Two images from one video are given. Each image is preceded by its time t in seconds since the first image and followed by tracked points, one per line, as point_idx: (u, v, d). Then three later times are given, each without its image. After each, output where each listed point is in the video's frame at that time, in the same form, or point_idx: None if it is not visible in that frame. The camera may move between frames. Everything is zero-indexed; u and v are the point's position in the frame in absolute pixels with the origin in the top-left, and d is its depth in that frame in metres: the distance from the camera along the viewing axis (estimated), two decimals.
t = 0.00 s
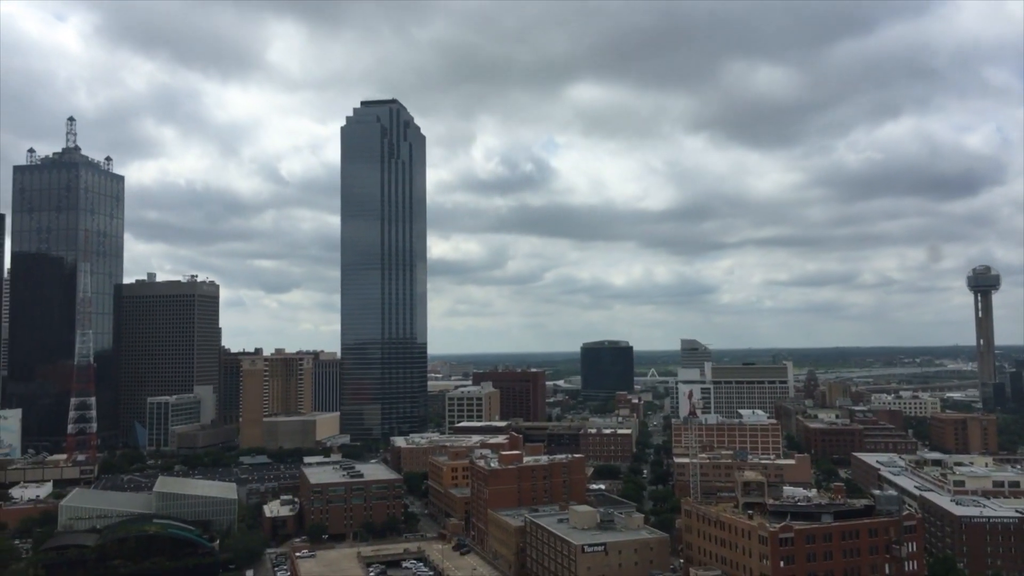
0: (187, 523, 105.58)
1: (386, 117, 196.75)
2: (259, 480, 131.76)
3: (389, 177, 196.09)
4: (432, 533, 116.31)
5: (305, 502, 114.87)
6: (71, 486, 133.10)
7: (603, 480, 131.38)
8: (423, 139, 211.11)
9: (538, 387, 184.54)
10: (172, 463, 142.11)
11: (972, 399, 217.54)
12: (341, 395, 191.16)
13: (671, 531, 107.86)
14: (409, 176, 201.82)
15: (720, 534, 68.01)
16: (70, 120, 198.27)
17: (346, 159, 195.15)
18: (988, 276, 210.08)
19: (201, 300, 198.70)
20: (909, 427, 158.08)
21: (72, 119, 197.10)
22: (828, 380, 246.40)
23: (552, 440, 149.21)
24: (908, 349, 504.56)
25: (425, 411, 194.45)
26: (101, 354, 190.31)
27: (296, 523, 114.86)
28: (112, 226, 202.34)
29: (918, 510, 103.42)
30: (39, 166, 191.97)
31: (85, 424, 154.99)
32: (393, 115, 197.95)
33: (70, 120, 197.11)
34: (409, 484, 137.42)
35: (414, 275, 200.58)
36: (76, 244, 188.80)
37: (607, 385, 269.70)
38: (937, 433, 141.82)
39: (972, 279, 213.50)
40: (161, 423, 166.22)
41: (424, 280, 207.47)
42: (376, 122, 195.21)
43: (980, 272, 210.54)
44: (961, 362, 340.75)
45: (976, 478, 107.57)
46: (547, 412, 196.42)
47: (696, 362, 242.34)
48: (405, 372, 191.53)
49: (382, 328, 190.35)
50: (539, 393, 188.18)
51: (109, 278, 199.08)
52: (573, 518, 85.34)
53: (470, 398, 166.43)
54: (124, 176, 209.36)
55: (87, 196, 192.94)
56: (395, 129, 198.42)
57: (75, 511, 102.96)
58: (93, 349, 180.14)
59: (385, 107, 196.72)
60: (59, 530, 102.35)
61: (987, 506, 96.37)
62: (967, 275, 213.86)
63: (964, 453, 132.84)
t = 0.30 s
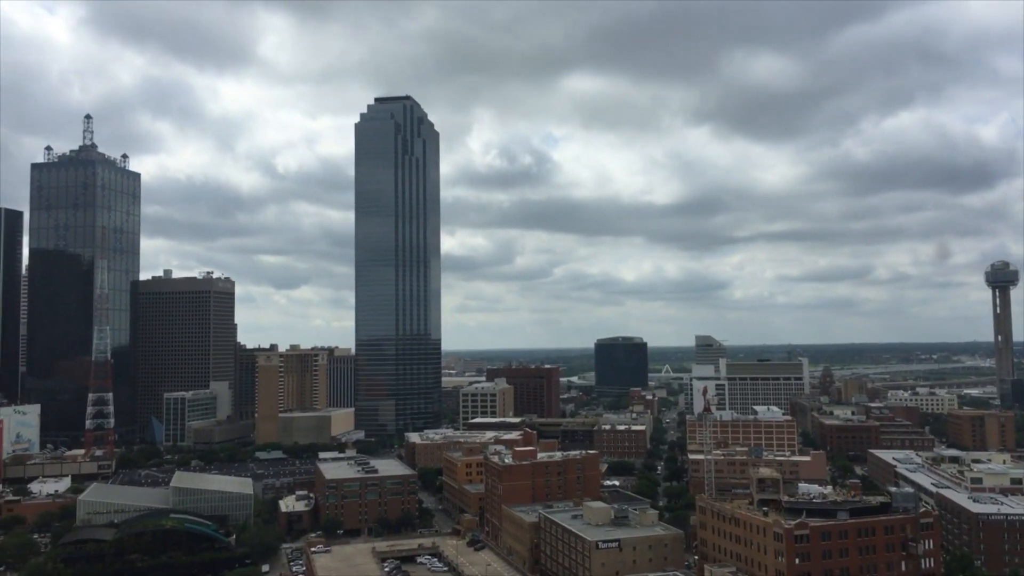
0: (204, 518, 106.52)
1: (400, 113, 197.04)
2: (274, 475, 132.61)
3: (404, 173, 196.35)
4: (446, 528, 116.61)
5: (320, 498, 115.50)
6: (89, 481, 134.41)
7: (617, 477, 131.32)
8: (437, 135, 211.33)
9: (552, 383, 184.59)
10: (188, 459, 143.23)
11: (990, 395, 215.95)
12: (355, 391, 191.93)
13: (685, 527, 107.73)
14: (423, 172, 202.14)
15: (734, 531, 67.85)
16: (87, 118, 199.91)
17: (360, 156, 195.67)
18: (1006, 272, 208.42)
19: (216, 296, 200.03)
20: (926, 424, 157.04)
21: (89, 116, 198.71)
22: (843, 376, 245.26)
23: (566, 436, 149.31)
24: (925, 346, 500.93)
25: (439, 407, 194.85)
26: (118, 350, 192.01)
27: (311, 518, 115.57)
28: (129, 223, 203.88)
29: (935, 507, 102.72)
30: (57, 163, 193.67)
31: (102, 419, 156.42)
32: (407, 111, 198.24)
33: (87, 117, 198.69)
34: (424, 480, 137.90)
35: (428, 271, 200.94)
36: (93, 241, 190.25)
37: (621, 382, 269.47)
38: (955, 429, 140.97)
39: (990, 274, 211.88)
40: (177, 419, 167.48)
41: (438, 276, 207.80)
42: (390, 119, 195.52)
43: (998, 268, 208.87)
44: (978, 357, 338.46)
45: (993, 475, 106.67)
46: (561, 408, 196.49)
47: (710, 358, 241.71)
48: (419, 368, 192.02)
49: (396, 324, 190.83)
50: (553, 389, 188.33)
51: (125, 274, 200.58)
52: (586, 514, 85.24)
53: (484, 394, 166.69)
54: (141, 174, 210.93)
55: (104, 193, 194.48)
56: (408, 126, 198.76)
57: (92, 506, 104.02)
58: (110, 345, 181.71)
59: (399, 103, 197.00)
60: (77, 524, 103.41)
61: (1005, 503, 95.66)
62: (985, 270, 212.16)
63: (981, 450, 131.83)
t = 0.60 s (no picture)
0: (220, 512, 107.31)
1: (414, 110, 197.52)
2: (290, 471, 133.38)
3: (418, 170, 196.84)
4: (461, 524, 116.88)
5: (336, 493, 116.11)
6: (108, 476, 135.74)
7: (632, 473, 131.17)
8: (451, 132, 211.68)
9: (567, 380, 184.46)
10: (205, 454, 144.35)
11: (1009, 392, 214.00)
12: (370, 387, 192.69)
13: (701, 524, 107.48)
14: (438, 169, 202.54)
15: (750, 528, 67.64)
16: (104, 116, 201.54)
17: (374, 153, 196.27)
18: None
19: (233, 293, 201.34)
20: (943, 421, 155.87)
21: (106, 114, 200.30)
22: (860, 373, 243.84)
23: (580, 432, 149.33)
24: (943, 342, 496.82)
25: (454, 403, 195.33)
26: (136, 346, 193.68)
27: (327, 514, 116.21)
28: (146, 220, 205.32)
29: (952, 505, 101.93)
30: (75, 161, 195.32)
31: (121, 415, 157.91)
32: (421, 108, 198.69)
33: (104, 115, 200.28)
34: (438, 476, 138.29)
35: (442, 268, 201.38)
36: (111, 238, 191.79)
37: (636, 378, 269.21)
38: (972, 427, 139.88)
39: (1009, 270, 209.89)
40: (195, 415, 168.74)
41: (452, 273, 208.19)
42: (405, 116, 195.97)
43: (1017, 264, 206.86)
44: (997, 354, 335.54)
45: (1012, 473, 105.72)
46: (575, 405, 196.48)
47: (725, 355, 241.01)
48: (434, 365, 192.50)
49: (411, 321, 191.35)
50: (567, 386, 188.28)
51: (143, 271, 202.17)
52: (601, 511, 85.23)
53: (499, 391, 166.96)
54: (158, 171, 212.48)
55: (122, 191, 195.98)
56: (422, 123, 199.18)
57: (110, 501, 104.98)
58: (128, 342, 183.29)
59: (414, 100, 197.48)
60: (96, 519, 104.44)
61: None
62: (1004, 266, 210.17)
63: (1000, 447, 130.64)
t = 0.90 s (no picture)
0: (236, 508, 108.12)
1: (429, 107, 197.70)
2: (305, 467, 134.06)
3: (432, 167, 197.01)
4: (476, 520, 117.04)
5: (351, 489, 116.61)
6: (125, 472, 136.94)
7: (646, 470, 130.89)
8: (465, 128, 211.73)
9: (581, 376, 184.44)
10: (222, 450, 145.32)
11: None
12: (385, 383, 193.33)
13: (715, 522, 107.10)
14: (452, 165, 202.72)
15: (765, 525, 67.29)
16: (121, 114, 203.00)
17: (388, 150, 196.67)
18: None
19: (248, 290, 202.51)
20: (961, 419, 154.56)
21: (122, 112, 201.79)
22: (876, 370, 242.18)
23: (595, 429, 149.20)
24: (961, 339, 492.40)
25: (468, 399, 195.60)
26: (153, 342, 195.20)
27: (342, 509, 116.72)
28: (163, 217, 206.79)
29: (970, 503, 101.05)
30: (93, 159, 196.90)
31: (138, 411, 159.37)
32: (435, 105, 198.83)
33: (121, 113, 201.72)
34: (453, 472, 138.57)
35: (456, 265, 201.58)
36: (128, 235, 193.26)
37: (651, 375, 268.63)
38: (990, 424, 138.69)
39: None
40: (211, 411, 169.85)
41: (466, 270, 208.33)
42: (419, 113, 196.20)
43: None
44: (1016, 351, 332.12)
45: None
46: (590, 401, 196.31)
47: (740, 352, 240.01)
48: (449, 361, 192.81)
49: (425, 317, 191.69)
50: (581, 382, 188.32)
51: (160, 268, 203.58)
52: (616, 508, 85.11)
53: (513, 387, 167.06)
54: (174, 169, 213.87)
55: (138, 188, 197.40)
56: (437, 119, 199.35)
57: (128, 496, 105.89)
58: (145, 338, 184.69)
59: (428, 97, 197.66)
60: (114, 514, 105.36)
61: None
62: None
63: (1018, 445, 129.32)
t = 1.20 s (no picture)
0: (255, 503, 108.95)
1: (444, 104, 197.84)
2: (323, 462, 134.89)
3: (448, 164, 197.16)
4: (492, 516, 117.24)
5: (368, 485, 117.21)
6: (145, 467, 138.30)
7: (663, 467, 130.65)
8: (481, 125, 211.67)
9: (597, 372, 184.31)
10: (240, 445, 146.46)
11: None
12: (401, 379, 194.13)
13: (733, 519, 106.75)
14: (468, 162, 202.78)
15: (783, 522, 66.99)
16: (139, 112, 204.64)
17: (404, 147, 197.04)
18: None
19: (266, 287, 203.66)
20: (982, 416, 153.05)
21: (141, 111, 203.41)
22: (896, 366, 240.28)
23: (611, 425, 149.09)
24: (982, 335, 487.35)
25: (484, 396, 196.00)
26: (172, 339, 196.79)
27: (360, 505, 117.34)
28: (182, 215, 208.46)
29: (991, 501, 100.08)
30: (113, 157, 198.59)
31: (157, 407, 161.02)
32: (451, 102, 198.95)
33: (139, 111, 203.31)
34: (469, 468, 138.98)
35: (472, 262, 201.85)
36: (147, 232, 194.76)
37: (668, 371, 267.91)
38: (1011, 421, 137.23)
39: None
40: (229, 407, 171.14)
41: (482, 266, 208.58)
42: (435, 109, 196.43)
43: None
44: None
45: None
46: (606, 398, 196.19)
47: (758, 349, 238.95)
48: (465, 357, 193.24)
49: (441, 314, 192.14)
50: (597, 379, 188.25)
51: (179, 265, 205.19)
52: (633, 504, 85.03)
53: (529, 383, 167.23)
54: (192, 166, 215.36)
55: (157, 186, 198.95)
56: (453, 116, 199.47)
57: (148, 491, 106.96)
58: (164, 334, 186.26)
59: (444, 94, 197.76)
60: (134, 508, 106.39)
61: None
62: None
63: None
